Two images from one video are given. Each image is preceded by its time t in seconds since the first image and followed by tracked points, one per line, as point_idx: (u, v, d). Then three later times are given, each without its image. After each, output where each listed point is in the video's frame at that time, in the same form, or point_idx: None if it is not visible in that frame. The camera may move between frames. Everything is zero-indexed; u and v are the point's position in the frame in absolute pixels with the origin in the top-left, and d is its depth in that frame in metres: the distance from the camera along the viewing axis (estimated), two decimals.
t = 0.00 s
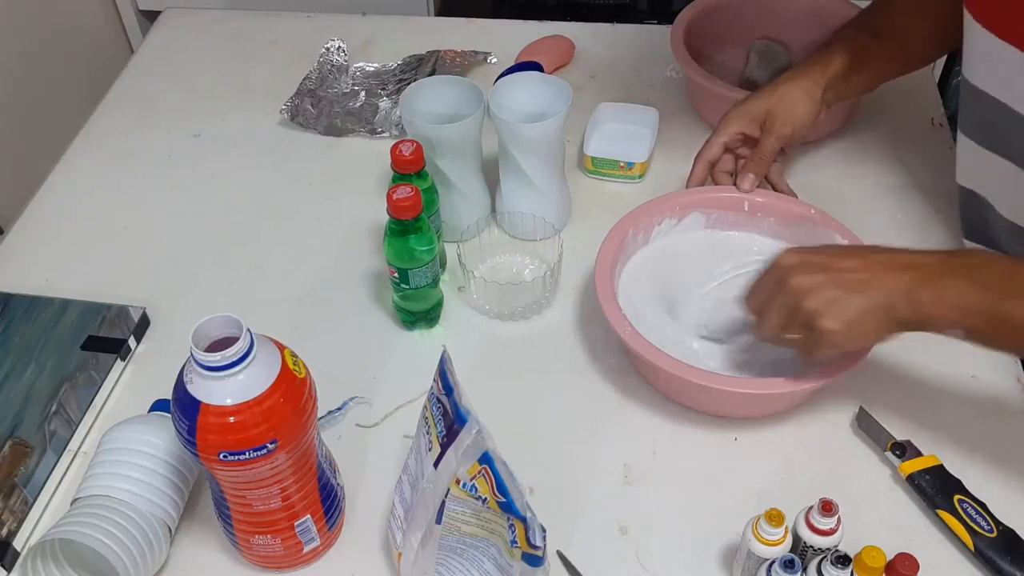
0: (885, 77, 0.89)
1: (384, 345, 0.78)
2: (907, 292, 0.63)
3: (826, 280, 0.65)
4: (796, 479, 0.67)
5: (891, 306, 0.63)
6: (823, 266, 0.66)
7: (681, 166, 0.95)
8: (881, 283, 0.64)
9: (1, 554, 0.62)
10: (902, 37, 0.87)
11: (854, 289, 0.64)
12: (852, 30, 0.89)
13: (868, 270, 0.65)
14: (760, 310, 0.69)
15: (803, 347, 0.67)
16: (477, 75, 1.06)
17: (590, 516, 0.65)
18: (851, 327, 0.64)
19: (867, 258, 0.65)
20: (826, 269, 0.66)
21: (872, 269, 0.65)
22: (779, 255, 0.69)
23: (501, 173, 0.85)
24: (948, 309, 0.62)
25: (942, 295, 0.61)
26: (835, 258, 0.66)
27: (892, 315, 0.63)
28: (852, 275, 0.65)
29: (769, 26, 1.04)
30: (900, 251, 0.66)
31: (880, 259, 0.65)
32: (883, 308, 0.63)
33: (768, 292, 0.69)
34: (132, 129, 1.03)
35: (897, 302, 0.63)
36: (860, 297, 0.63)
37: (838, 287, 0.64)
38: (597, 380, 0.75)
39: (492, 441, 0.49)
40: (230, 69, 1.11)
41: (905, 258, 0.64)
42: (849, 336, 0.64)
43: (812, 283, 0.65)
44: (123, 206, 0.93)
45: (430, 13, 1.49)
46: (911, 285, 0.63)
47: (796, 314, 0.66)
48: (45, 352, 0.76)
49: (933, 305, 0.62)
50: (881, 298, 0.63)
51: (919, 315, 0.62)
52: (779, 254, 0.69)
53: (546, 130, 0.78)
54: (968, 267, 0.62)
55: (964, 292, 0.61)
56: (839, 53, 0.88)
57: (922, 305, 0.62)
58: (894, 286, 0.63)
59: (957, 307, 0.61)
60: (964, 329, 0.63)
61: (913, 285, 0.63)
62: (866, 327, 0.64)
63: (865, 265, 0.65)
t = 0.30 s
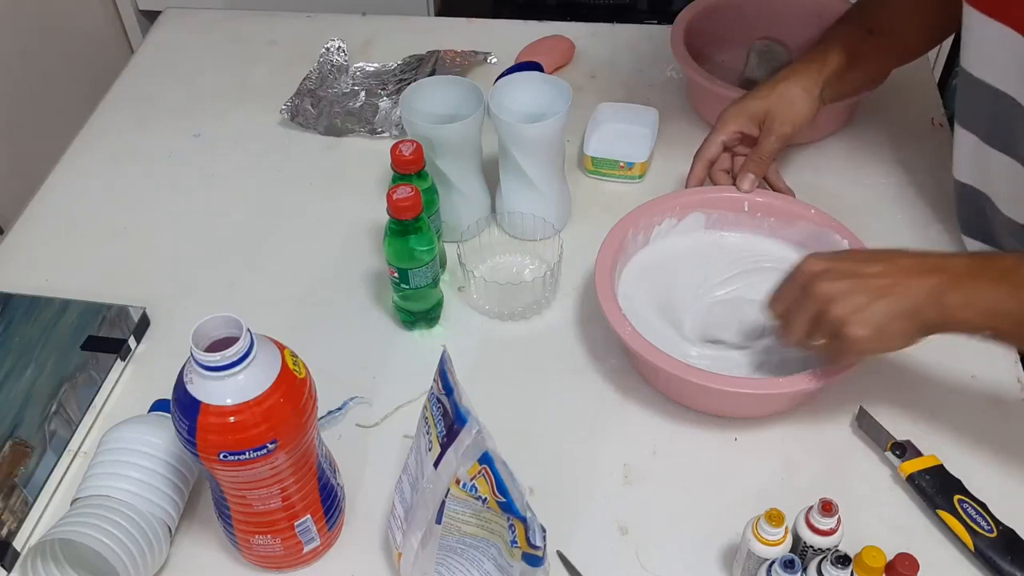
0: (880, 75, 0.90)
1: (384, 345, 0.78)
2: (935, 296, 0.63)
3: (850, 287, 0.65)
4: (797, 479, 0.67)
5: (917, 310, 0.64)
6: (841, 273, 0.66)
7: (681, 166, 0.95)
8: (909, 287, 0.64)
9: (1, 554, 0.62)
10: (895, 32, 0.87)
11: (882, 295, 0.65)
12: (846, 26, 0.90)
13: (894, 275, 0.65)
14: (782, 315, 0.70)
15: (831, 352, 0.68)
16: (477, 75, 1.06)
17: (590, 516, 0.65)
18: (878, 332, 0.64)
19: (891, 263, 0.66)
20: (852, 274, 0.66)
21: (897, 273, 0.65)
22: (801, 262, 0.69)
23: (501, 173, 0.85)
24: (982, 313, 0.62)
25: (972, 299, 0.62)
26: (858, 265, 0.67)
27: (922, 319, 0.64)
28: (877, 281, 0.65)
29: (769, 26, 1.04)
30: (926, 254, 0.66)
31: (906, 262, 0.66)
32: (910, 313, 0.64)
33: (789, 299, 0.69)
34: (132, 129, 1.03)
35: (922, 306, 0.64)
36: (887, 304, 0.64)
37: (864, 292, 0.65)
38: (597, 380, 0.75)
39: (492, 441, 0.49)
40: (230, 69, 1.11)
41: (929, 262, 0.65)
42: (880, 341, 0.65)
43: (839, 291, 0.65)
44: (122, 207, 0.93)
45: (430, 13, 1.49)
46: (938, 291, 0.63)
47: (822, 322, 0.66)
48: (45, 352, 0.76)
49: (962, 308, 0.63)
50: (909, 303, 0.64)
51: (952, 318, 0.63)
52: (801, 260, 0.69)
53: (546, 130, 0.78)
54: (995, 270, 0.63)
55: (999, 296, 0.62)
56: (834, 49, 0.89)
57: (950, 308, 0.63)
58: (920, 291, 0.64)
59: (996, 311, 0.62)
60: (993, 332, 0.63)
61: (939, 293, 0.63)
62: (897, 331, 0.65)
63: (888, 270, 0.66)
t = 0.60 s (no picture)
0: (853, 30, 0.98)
1: (384, 345, 0.78)
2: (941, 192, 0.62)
3: (843, 172, 0.64)
4: (797, 479, 0.67)
5: (912, 203, 0.62)
6: (841, 165, 0.65)
7: (681, 166, 0.95)
8: (911, 179, 0.63)
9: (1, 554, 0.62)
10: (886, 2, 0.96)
11: (880, 181, 0.63)
12: None
13: (898, 166, 0.64)
14: (767, 200, 0.68)
15: (803, 242, 0.66)
16: (477, 75, 1.06)
17: (590, 516, 0.65)
18: (863, 219, 0.63)
19: (899, 155, 0.64)
20: (850, 161, 0.65)
21: (903, 165, 0.64)
22: (800, 149, 0.68)
23: (501, 173, 0.85)
24: (981, 215, 0.61)
25: (980, 200, 0.61)
26: (859, 155, 0.65)
27: (916, 213, 0.63)
28: (881, 170, 0.64)
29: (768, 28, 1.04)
30: (937, 152, 0.65)
31: (914, 155, 0.64)
32: (906, 205, 0.62)
33: (780, 183, 0.68)
34: (132, 128, 1.03)
35: (921, 199, 0.62)
36: (883, 189, 0.63)
37: (863, 180, 0.63)
38: (597, 380, 0.75)
39: (492, 441, 0.49)
40: (230, 69, 1.11)
41: (939, 160, 0.63)
42: (858, 231, 0.64)
43: (830, 175, 0.64)
44: (122, 206, 0.93)
45: (430, 13, 1.49)
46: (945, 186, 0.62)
47: (808, 204, 0.65)
48: (45, 352, 0.76)
49: (968, 209, 0.61)
50: (906, 194, 0.62)
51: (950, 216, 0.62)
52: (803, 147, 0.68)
53: (546, 129, 0.78)
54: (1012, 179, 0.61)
55: (1003, 199, 0.61)
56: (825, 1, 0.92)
57: (952, 209, 0.61)
58: (921, 183, 0.62)
59: (997, 215, 0.61)
60: (987, 242, 0.62)
61: (942, 189, 0.62)
62: (884, 221, 0.63)
63: (892, 162, 0.64)
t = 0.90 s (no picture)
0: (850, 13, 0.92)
1: (384, 345, 0.78)
2: (806, 169, 0.63)
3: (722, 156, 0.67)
4: (797, 479, 0.67)
5: (782, 181, 0.64)
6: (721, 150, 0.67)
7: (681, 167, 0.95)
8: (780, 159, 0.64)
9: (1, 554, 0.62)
10: None
11: (755, 163, 0.65)
12: None
13: (772, 148, 0.66)
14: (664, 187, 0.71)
15: (693, 226, 0.69)
16: (477, 75, 1.06)
17: (590, 516, 0.65)
18: (740, 199, 0.65)
19: (774, 137, 0.66)
20: (731, 146, 0.67)
21: (779, 147, 0.65)
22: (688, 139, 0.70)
23: (500, 173, 0.85)
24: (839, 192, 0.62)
25: (837, 177, 0.62)
26: (737, 140, 0.68)
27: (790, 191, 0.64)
28: (756, 152, 0.66)
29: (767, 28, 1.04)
30: (813, 133, 0.66)
31: (785, 137, 0.66)
32: (779, 184, 0.64)
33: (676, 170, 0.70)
34: (132, 128, 1.03)
35: (789, 177, 0.64)
36: (757, 170, 0.65)
37: (739, 163, 0.66)
38: (597, 379, 0.75)
39: (492, 441, 0.49)
40: (230, 69, 1.11)
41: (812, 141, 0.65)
42: (743, 211, 0.66)
43: (714, 162, 0.67)
44: (122, 207, 0.93)
45: (430, 13, 1.49)
46: (811, 164, 0.63)
47: (694, 188, 0.68)
48: (45, 352, 0.76)
49: (828, 185, 0.62)
50: (775, 174, 0.64)
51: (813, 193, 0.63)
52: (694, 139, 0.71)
53: (546, 130, 0.78)
54: (874, 155, 0.62)
55: (861, 177, 0.61)
56: None
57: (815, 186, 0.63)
58: (789, 162, 0.64)
59: (852, 189, 0.61)
60: (849, 217, 0.63)
61: (808, 166, 0.63)
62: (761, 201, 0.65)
63: (768, 144, 0.66)
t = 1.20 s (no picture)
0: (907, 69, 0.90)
1: (384, 345, 0.78)
2: (916, 205, 0.65)
3: (835, 185, 0.67)
4: (797, 479, 0.67)
5: (889, 215, 0.66)
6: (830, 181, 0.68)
7: (681, 166, 0.95)
8: (894, 192, 0.65)
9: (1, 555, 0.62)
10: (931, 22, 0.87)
11: (865, 195, 0.66)
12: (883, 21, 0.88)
13: (885, 180, 0.66)
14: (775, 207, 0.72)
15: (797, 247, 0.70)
16: (477, 75, 1.06)
17: (590, 516, 0.65)
18: (848, 232, 0.67)
19: (889, 168, 0.67)
20: (846, 174, 0.68)
21: (890, 178, 0.66)
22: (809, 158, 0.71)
23: (501, 173, 0.85)
24: (955, 228, 0.63)
25: (950, 212, 0.63)
26: (854, 166, 0.68)
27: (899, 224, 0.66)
28: (868, 184, 0.67)
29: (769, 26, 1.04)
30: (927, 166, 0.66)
31: (900, 168, 0.67)
32: (886, 217, 0.66)
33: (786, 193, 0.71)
34: (132, 128, 1.03)
35: (900, 212, 0.65)
36: (867, 202, 0.66)
37: (850, 194, 0.67)
38: (597, 379, 0.75)
39: (492, 441, 0.49)
40: (230, 69, 1.11)
41: (930, 176, 0.65)
42: (845, 241, 0.67)
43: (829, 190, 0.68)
44: (122, 207, 0.93)
45: (430, 13, 1.49)
46: (921, 200, 0.64)
47: (802, 213, 0.69)
48: (45, 352, 0.76)
49: (939, 220, 0.64)
50: (884, 207, 0.66)
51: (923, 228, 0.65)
52: (811, 162, 0.71)
53: (546, 130, 0.78)
54: (988, 190, 0.63)
55: (973, 212, 0.63)
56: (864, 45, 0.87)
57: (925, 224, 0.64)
58: (902, 198, 0.65)
59: (963, 225, 0.63)
60: (961, 251, 0.64)
61: (920, 203, 0.65)
62: (866, 233, 0.67)
63: (883, 174, 0.67)
